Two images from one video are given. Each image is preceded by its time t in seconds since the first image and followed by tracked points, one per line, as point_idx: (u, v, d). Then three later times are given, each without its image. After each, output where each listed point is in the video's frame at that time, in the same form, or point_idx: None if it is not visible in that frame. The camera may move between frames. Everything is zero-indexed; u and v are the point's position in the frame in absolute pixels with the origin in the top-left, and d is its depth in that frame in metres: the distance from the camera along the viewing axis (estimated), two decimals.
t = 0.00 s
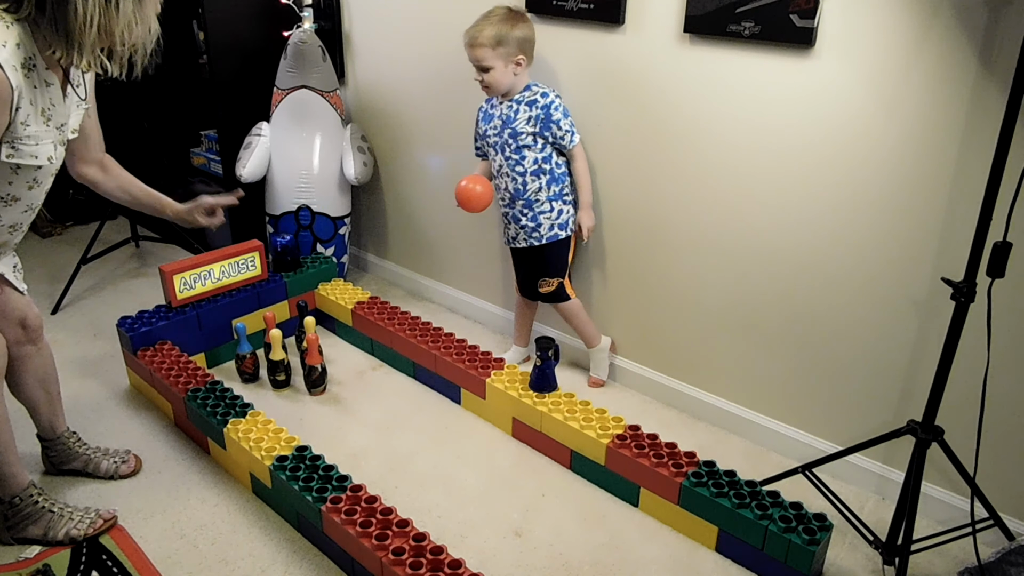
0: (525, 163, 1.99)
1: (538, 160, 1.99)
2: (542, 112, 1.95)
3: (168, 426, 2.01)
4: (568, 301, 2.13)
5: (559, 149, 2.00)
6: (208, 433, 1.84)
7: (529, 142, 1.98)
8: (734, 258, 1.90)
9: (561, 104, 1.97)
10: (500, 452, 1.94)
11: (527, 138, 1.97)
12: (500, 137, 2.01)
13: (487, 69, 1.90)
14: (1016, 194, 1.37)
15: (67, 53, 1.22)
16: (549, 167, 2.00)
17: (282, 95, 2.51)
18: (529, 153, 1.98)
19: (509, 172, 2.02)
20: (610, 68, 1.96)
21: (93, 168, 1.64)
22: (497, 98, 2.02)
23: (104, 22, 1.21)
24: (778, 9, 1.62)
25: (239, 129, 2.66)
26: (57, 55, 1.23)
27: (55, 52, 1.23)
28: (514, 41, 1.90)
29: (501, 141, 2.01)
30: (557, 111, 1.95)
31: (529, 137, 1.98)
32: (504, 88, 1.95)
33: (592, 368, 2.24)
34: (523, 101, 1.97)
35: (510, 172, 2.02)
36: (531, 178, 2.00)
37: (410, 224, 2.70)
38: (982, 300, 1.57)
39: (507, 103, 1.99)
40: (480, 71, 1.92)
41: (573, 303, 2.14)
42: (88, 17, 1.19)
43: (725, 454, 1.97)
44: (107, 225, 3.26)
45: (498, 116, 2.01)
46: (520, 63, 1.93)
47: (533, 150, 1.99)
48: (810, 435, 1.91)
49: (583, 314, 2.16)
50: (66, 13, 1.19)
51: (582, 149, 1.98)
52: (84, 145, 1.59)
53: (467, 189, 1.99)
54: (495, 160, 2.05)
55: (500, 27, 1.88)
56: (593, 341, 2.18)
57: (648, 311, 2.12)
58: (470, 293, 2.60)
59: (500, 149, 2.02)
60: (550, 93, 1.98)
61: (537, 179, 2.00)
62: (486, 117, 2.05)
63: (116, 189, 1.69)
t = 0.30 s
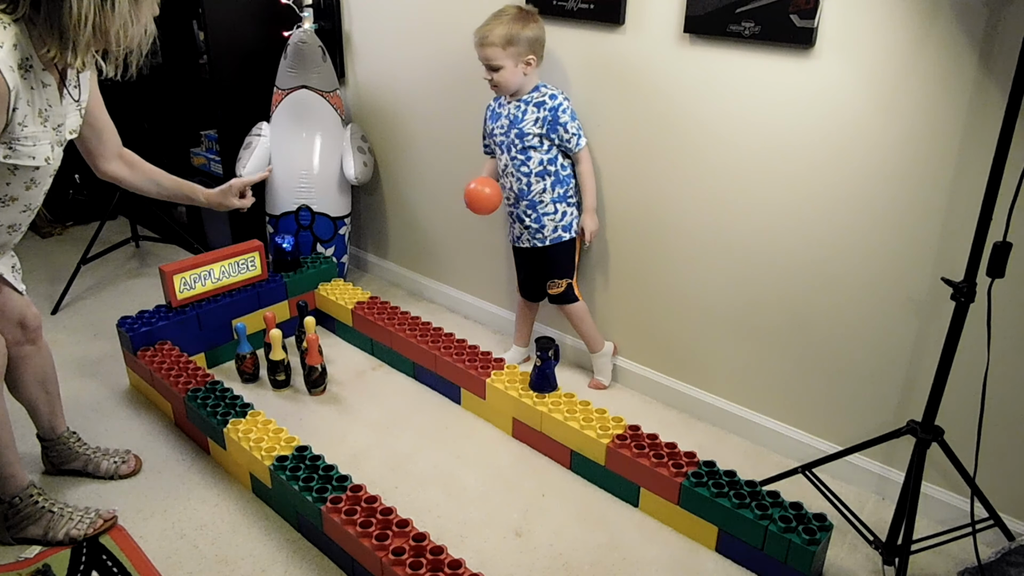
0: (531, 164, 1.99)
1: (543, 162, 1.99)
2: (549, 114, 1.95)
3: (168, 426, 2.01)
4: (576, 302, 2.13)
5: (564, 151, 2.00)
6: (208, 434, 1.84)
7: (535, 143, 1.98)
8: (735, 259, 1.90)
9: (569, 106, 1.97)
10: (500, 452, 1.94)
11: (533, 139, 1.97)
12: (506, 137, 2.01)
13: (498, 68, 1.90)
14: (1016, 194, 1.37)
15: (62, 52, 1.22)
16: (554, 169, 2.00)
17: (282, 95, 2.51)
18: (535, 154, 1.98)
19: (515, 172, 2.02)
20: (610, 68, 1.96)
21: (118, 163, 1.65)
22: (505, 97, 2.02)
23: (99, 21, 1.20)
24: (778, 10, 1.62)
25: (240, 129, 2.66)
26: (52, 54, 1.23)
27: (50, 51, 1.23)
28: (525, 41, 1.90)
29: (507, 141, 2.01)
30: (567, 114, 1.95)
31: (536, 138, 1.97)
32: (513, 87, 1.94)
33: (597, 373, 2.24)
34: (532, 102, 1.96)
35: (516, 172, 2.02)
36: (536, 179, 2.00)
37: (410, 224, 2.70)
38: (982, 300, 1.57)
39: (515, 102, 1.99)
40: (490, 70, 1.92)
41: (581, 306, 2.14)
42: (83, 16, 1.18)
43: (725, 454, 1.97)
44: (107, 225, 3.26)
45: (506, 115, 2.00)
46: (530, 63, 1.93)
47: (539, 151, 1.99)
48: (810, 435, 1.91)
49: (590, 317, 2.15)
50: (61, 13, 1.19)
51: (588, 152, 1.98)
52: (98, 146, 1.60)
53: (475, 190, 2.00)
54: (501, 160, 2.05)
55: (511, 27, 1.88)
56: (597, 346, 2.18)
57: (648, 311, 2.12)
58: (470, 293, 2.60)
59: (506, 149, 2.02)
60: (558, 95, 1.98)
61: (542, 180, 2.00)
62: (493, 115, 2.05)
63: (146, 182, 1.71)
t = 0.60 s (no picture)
0: (533, 164, 1.99)
1: (545, 163, 1.99)
2: (551, 114, 1.95)
3: (168, 427, 2.01)
4: (576, 302, 2.13)
5: (565, 152, 2.00)
6: (208, 434, 1.84)
7: (537, 144, 1.98)
8: (735, 259, 1.90)
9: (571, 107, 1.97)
10: (500, 452, 1.94)
11: (535, 140, 1.97)
12: (508, 137, 2.01)
13: (499, 68, 1.90)
14: (1016, 194, 1.37)
15: (57, 52, 1.22)
16: (556, 169, 2.00)
17: (282, 95, 2.51)
18: (536, 155, 1.98)
19: (517, 172, 2.02)
20: (610, 67, 1.96)
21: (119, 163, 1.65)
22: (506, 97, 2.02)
23: (95, 20, 1.20)
24: (778, 10, 1.62)
25: (240, 129, 2.66)
26: (47, 53, 1.23)
27: (45, 51, 1.23)
28: (527, 41, 1.90)
29: (509, 141, 2.01)
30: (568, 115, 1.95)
31: (538, 139, 1.97)
32: (514, 88, 1.94)
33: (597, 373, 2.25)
34: (533, 103, 1.96)
35: (517, 172, 2.02)
36: (538, 179, 2.00)
37: (410, 224, 2.70)
38: (982, 300, 1.57)
39: (516, 103, 1.99)
40: (492, 71, 1.92)
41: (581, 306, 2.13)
42: (78, 15, 1.18)
43: (725, 454, 1.97)
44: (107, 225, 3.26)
45: (507, 116, 2.00)
46: (532, 64, 1.93)
47: (541, 152, 1.99)
48: (810, 435, 1.91)
49: (590, 317, 2.15)
50: (56, 12, 1.19)
51: (590, 153, 1.99)
52: (99, 146, 1.60)
53: (481, 193, 1.99)
54: (503, 160, 2.05)
55: (513, 28, 1.88)
56: (597, 347, 2.19)
57: (648, 311, 2.12)
58: (470, 293, 2.60)
59: (508, 149, 2.02)
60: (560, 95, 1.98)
61: (544, 180, 2.00)
62: (494, 115, 2.05)
63: (148, 181, 1.70)
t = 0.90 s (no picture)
0: (530, 163, 1.99)
1: (542, 161, 1.99)
2: (548, 113, 1.95)
3: (169, 427, 2.01)
4: (581, 301, 2.13)
5: (563, 150, 2.00)
6: (208, 434, 1.84)
7: (534, 142, 1.98)
8: (735, 259, 1.90)
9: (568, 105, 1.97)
10: (500, 452, 1.94)
11: (532, 138, 1.97)
12: (505, 136, 2.01)
13: (497, 67, 1.90)
14: (1016, 193, 1.37)
15: (58, 53, 1.22)
16: (553, 168, 2.00)
17: (282, 95, 2.51)
18: (533, 154, 1.98)
19: (514, 171, 2.02)
20: (609, 67, 1.96)
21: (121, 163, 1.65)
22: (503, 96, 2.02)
23: (96, 21, 1.20)
24: (778, 9, 1.62)
25: (240, 129, 2.66)
26: (48, 55, 1.23)
27: (46, 52, 1.22)
28: (526, 41, 1.90)
29: (507, 140, 2.01)
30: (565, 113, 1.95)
31: (535, 138, 1.97)
32: (512, 87, 1.95)
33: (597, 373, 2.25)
34: (530, 102, 1.96)
35: (515, 171, 2.02)
36: (535, 178, 2.00)
37: (410, 224, 2.70)
38: (982, 299, 1.57)
39: (514, 102, 1.99)
40: (489, 69, 1.92)
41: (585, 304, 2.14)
42: (79, 16, 1.18)
43: (725, 454, 1.97)
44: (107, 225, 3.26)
45: (505, 114, 2.00)
46: (530, 64, 1.93)
47: (538, 151, 1.99)
48: (810, 434, 1.91)
49: (593, 316, 2.16)
50: (57, 13, 1.19)
51: (587, 151, 1.99)
52: (100, 147, 1.60)
53: (479, 192, 1.98)
54: (501, 159, 2.05)
55: (512, 27, 1.88)
56: (600, 348, 2.19)
57: (648, 311, 2.12)
58: (470, 293, 2.60)
59: (505, 148, 2.02)
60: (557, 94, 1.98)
61: (542, 179, 2.00)
62: (492, 114, 2.05)
63: (150, 180, 1.71)
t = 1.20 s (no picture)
0: (527, 162, 1.99)
1: (539, 159, 1.99)
2: (544, 111, 1.95)
3: (169, 427, 2.01)
4: (584, 298, 2.13)
5: (560, 149, 2.00)
6: (208, 434, 1.84)
7: (530, 141, 1.98)
8: (735, 260, 1.90)
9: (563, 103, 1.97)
10: (500, 452, 1.94)
11: (528, 137, 1.97)
12: (501, 135, 2.01)
13: (493, 66, 1.91)
14: (1016, 193, 1.37)
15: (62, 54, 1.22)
16: (550, 166, 2.00)
17: (282, 95, 2.51)
18: (530, 152, 1.98)
19: (510, 170, 2.02)
20: (609, 67, 1.96)
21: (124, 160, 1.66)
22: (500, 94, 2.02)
23: (99, 22, 1.21)
24: (778, 9, 1.62)
25: (240, 129, 2.66)
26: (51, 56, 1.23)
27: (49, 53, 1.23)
28: (523, 40, 1.90)
29: (502, 139, 2.01)
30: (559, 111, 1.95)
31: (531, 136, 1.97)
32: (508, 86, 1.95)
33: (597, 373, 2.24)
34: (526, 100, 1.96)
35: (511, 169, 2.02)
36: (532, 176, 2.00)
37: (410, 224, 2.70)
38: (982, 300, 1.57)
39: (509, 101, 1.99)
40: (485, 67, 1.92)
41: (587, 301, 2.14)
42: (83, 17, 1.19)
43: (725, 454, 1.97)
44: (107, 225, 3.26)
45: (500, 113, 2.00)
46: (527, 63, 1.93)
47: (535, 149, 1.99)
48: (810, 434, 1.91)
49: (597, 314, 2.16)
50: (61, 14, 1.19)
51: (583, 149, 1.98)
52: (104, 145, 1.60)
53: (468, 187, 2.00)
54: (497, 158, 2.05)
55: (509, 27, 1.88)
56: (603, 347, 2.19)
57: (648, 311, 2.12)
58: (470, 293, 2.60)
59: (501, 147, 2.02)
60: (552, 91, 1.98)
61: (538, 177, 2.00)
62: (487, 114, 2.04)
63: (152, 175, 1.71)
